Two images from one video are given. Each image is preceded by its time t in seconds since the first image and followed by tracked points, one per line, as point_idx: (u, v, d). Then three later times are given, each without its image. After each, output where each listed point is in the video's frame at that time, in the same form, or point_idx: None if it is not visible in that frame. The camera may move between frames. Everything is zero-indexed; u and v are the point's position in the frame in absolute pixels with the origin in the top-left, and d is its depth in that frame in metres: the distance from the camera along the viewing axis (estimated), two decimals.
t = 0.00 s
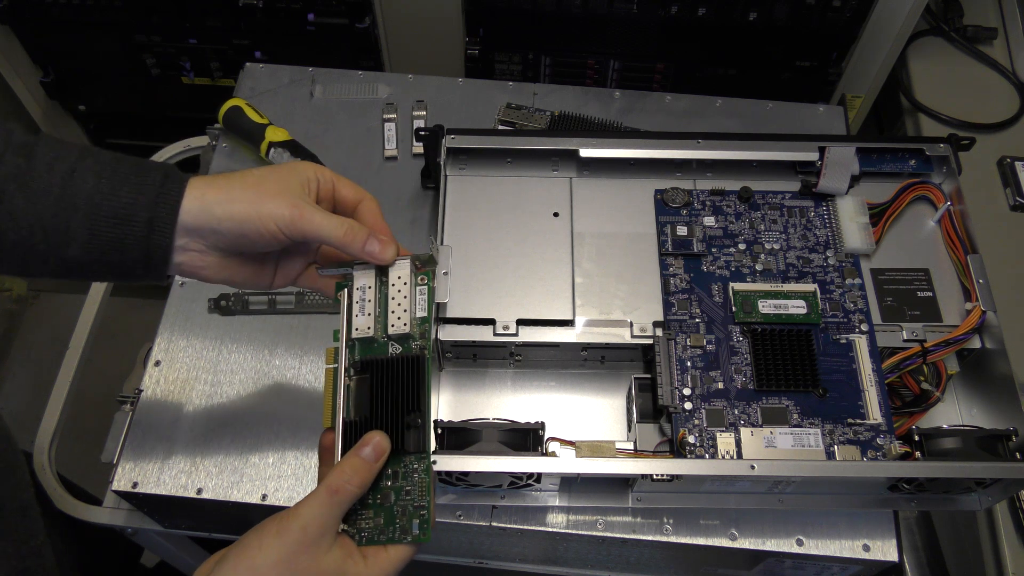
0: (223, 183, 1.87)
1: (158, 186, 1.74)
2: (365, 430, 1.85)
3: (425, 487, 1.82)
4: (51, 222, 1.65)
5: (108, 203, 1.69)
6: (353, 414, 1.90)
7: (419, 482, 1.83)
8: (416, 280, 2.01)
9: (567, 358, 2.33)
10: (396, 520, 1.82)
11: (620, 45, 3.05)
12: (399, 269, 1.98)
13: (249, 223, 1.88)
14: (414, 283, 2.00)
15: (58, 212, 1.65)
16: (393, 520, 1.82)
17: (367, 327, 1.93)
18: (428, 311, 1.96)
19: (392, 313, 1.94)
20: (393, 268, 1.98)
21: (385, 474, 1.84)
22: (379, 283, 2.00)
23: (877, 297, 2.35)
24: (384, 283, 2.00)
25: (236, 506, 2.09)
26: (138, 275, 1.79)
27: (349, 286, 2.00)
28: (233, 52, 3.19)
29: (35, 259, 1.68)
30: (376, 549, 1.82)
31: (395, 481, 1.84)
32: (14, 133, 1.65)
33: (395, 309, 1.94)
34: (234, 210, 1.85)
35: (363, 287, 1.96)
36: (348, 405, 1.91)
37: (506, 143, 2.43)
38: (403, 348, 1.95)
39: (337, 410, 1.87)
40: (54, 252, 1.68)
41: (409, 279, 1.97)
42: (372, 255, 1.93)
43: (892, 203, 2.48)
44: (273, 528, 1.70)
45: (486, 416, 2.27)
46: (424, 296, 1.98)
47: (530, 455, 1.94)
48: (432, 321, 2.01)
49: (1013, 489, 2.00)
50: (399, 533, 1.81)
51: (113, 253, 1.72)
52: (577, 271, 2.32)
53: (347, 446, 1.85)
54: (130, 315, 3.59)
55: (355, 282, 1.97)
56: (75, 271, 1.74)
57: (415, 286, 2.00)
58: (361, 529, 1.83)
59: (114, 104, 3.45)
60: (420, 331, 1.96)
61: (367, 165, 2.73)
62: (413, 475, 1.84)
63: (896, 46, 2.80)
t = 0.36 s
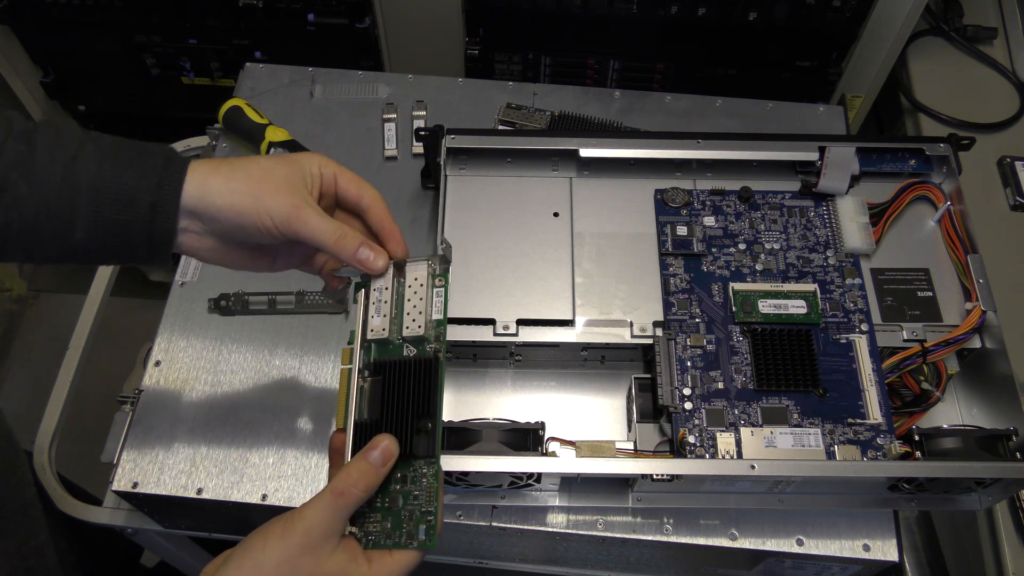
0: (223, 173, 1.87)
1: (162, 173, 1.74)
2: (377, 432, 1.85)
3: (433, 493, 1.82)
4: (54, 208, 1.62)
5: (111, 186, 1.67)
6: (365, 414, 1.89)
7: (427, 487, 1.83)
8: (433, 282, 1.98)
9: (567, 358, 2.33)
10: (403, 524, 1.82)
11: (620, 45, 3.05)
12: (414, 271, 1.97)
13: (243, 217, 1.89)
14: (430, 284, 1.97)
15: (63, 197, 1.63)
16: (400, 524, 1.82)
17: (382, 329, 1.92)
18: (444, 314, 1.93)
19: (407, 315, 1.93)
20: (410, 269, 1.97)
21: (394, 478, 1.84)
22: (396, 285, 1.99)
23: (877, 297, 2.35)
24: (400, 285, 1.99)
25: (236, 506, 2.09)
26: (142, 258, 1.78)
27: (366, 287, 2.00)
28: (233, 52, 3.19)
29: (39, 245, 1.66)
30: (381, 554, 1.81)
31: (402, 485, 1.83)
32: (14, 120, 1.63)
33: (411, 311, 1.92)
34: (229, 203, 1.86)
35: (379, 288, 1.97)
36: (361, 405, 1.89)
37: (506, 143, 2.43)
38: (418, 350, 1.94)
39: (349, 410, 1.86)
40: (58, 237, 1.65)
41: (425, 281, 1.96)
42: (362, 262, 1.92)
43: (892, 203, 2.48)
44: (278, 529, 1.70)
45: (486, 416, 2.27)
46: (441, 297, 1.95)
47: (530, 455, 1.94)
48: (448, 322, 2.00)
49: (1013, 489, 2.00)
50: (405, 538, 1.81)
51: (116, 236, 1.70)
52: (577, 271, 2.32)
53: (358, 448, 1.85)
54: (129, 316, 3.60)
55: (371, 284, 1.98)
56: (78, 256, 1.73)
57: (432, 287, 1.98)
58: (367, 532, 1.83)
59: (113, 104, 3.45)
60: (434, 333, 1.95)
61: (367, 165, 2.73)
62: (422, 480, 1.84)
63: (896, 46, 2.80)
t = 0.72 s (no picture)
0: (214, 174, 1.86)
1: (160, 170, 1.74)
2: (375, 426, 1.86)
3: (430, 488, 1.80)
4: (49, 200, 1.62)
5: (106, 178, 1.67)
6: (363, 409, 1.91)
7: (424, 482, 1.81)
8: (430, 274, 1.99)
9: (567, 358, 2.33)
10: (400, 520, 1.80)
11: (620, 45, 3.05)
12: (411, 263, 1.98)
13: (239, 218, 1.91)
14: (428, 277, 1.98)
15: (59, 191, 1.63)
16: (397, 520, 1.81)
17: (379, 322, 1.93)
18: (441, 306, 1.94)
19: (404, 307, 1.93)
20: (407, 261, 1.99)
21: (392, 473, 1.84)
22: (393, 280, 1.99)
23: (877, 297, 2.35)
24: (396, 278, 1.99)
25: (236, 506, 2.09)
26: (139, 249, 1.77)
27: (363, 280, 2.01)
28: (233, 52, 3.19)
29: (37, 238, 1.66)
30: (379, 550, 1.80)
31: (400, 480, 1.82)
32: (10, 113, 1.63)
33: (407, 303, 1.93)
34: (223, 206, 1.87)
35: (375, 281, 1.97)
36: (359, 400, 1.92)
37: (505, 143, 2.43)
38: (415, 344, 1.94)
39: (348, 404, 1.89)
40: (54, 230, 1.65)
41: (422, 274, 1.97)
42: (358, 257, 1.91)
43: (892, 203, 2.48)
44: (275, 525, 1.70)
45: (486, 416, 2.27)
46: (438, 290, 1.96)
47: (530, 455, 1.94)
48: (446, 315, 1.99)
49: (1014, 489, 2.00)
50: (402, 534, 1.79)
51: (112, 228, 1.70)
52: (577, 271, 2.32)
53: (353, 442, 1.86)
54: (129, 316, 3.60)
55: (368, 277, 1.99)
56: (78, 250, 1.73)
57: (429, 279, 1.98)
58: (365, 528, 1.83)
59: (113, 104, 3.45)
60: (432, 326, 1.95)
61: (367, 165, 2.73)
62: (419, 475, 1.82)
63: (896, 46, 2.80)
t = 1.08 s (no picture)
0: (202, 178, 1.85)
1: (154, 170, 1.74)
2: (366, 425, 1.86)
3: (421, 489, 1.81)
4: (41, 203, 1.62)
5: (97, 179, 1.66)
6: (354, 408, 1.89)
7: (415, 483, 1.83)
8: (424, 272, 2.04)
9: (567, 358, 2.33)
10: (390, 521, 1.82)
11: (620, 45, 3.05)
12: (406, 261, 2.03)
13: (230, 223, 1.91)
14: (422, 275, 2.03)
15: (49, 194, 1.62)
16: (386, 521, 1.83)
17: (372, 319, 1.95)
18: (434, 305, 1.99)
19: (398, 306, 1.98)
20: (401, 260, 2.03)
21: (381, 473, 1.86)
22: (387, 278, 2.03)
23: (877, 297, 2.35)
24: (390, 275, 2.04)
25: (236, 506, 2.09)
26: (132, 254, 1.77)
27: (356, 277, 2.04)
28: (233, 52, 3.19)
29: (29, 241, 1.66)
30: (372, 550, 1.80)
31: (390, 480, 1.84)
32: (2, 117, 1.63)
33: (401, 302, 1.98)
34: (214, 211, 1.86)
35: (369, 279, 2.00)
36: (349, 399, 1.90)
37: (505, 143, 2.43)
38: (408, 342, 1.98)
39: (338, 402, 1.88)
40: (47, 231, 1.65)
41: (416, 271, 2.01)
42: (351, 257, 1.92)
43: (892, 203, 2.48)
44: (268, 529, 1.71)
45: (486, 416, 2.27)
46: (432, 288, 2.01)
47: (530, 455, 1.93)
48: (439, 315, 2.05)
49: (1014, 489, 2.00)
50: (392, 535, 1.81)
51: (105, 233, 1.69)
52: (577, 271, 2.32)
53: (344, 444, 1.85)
54: (129, 317, 3.60)
55: (361, 275, 2.01)
56: (70, 253, 1.72)
57: (424, 277, 2.03)
58: (355, 527, 1.84)
59: (113, 105, 3.45)
60: (425, 325, 2.00)
61: (367, 165, 2.73)
62: (409, 476, 1.84)
63: (896, 45, 2.80)
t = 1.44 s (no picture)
0: (195, 167, 1.84)
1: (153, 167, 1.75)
2: (365, 426, 1.86)
3: (422, 493, 1.81)
4: (34, 194, 1.63)
5: (89, 166, 1.67)
6: (355, 410, 1.93)
7: (416, 486, 1.83)
8: (421, 267, 2.04)
9: (567, 358, 2.33)
10: (392, 524, 1.82)
11: (620, 45, 3.05)
12: (402, 257, 2.02)
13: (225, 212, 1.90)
14: (419, 269, 2.03)
15: (41, 184, 1.64)
16: (389, 523, 1.83)
17: (369, 318, 1.95)
18: (432, 301, 1.99)
19: (394, 304, 1.97)
20: (397, 256, 2.02)
21: (382, 476, 1.85)
22: (383, 272, 2.03)
23: (877, 297, 2.35)
24: (387, 270, 2.03)
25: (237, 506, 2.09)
26: (130, 243, 1.80)
27: (353, 275, 2.03)
28: (233, 52, 3.20)
29: (24, 233, 1.68)
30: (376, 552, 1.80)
31: (391, 483, 1.84)
32: None
33: (398, 300, 1.97)
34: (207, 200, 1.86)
35: (365, 274, 2.00)
36: (349, 400, 1.93)
37: (505, 143, 2.43)
38: (406, 341, 1.98)
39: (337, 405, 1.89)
40: (41, 222, 1.66)
41: (412, 267, 2.00)
42: (347, 249, 1.93)
43: (892, 203, 2.48)
44: (269, 535, 1.70)
45: (486, 416, 2.27)
46: (428, 283, 2.01)
47: (530, 455, 1.93)
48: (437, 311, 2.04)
49: (1014, 488, 2.00)
50: (394, 538, 1.81)
51: (100, 222, 1.71)
52: (577, 271, 2.32)
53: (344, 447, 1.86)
54: (129, 317, 3.60)
55: (358, 271, 2.01)
56: (67, 244, 1.74)
57: (420, 273, 2.03)
58: (358, 531, 1.84)
59: (113, 105, 3.45)
60: (423, 322, 2.00)
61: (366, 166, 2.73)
62: (411, 479, 1.84)
63: (896, 45, 2.80)
